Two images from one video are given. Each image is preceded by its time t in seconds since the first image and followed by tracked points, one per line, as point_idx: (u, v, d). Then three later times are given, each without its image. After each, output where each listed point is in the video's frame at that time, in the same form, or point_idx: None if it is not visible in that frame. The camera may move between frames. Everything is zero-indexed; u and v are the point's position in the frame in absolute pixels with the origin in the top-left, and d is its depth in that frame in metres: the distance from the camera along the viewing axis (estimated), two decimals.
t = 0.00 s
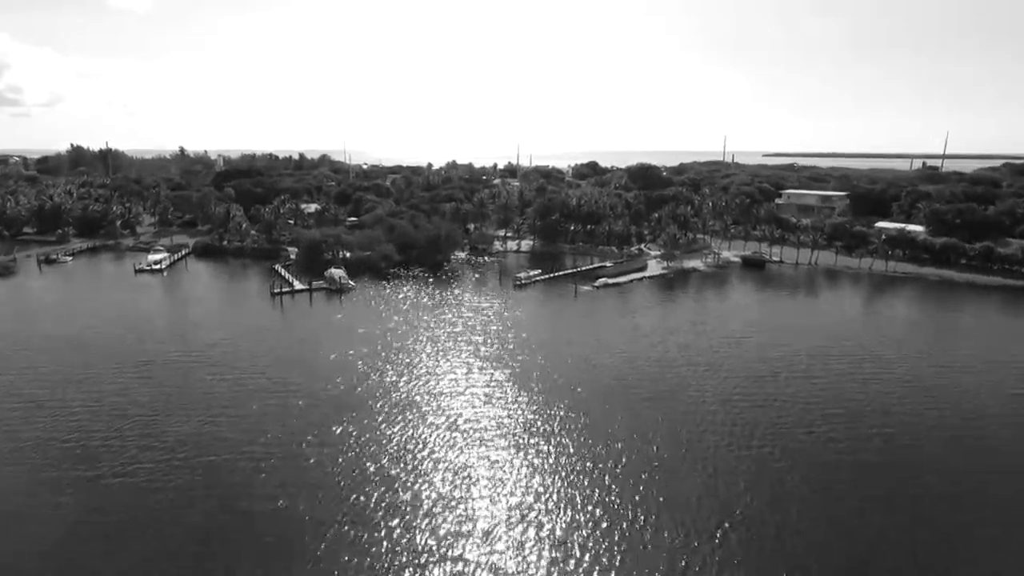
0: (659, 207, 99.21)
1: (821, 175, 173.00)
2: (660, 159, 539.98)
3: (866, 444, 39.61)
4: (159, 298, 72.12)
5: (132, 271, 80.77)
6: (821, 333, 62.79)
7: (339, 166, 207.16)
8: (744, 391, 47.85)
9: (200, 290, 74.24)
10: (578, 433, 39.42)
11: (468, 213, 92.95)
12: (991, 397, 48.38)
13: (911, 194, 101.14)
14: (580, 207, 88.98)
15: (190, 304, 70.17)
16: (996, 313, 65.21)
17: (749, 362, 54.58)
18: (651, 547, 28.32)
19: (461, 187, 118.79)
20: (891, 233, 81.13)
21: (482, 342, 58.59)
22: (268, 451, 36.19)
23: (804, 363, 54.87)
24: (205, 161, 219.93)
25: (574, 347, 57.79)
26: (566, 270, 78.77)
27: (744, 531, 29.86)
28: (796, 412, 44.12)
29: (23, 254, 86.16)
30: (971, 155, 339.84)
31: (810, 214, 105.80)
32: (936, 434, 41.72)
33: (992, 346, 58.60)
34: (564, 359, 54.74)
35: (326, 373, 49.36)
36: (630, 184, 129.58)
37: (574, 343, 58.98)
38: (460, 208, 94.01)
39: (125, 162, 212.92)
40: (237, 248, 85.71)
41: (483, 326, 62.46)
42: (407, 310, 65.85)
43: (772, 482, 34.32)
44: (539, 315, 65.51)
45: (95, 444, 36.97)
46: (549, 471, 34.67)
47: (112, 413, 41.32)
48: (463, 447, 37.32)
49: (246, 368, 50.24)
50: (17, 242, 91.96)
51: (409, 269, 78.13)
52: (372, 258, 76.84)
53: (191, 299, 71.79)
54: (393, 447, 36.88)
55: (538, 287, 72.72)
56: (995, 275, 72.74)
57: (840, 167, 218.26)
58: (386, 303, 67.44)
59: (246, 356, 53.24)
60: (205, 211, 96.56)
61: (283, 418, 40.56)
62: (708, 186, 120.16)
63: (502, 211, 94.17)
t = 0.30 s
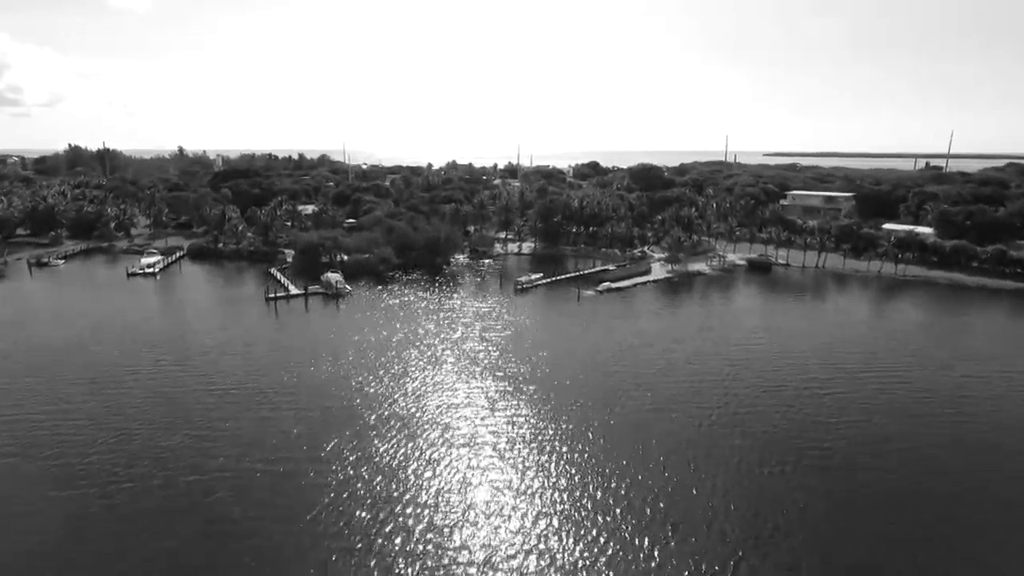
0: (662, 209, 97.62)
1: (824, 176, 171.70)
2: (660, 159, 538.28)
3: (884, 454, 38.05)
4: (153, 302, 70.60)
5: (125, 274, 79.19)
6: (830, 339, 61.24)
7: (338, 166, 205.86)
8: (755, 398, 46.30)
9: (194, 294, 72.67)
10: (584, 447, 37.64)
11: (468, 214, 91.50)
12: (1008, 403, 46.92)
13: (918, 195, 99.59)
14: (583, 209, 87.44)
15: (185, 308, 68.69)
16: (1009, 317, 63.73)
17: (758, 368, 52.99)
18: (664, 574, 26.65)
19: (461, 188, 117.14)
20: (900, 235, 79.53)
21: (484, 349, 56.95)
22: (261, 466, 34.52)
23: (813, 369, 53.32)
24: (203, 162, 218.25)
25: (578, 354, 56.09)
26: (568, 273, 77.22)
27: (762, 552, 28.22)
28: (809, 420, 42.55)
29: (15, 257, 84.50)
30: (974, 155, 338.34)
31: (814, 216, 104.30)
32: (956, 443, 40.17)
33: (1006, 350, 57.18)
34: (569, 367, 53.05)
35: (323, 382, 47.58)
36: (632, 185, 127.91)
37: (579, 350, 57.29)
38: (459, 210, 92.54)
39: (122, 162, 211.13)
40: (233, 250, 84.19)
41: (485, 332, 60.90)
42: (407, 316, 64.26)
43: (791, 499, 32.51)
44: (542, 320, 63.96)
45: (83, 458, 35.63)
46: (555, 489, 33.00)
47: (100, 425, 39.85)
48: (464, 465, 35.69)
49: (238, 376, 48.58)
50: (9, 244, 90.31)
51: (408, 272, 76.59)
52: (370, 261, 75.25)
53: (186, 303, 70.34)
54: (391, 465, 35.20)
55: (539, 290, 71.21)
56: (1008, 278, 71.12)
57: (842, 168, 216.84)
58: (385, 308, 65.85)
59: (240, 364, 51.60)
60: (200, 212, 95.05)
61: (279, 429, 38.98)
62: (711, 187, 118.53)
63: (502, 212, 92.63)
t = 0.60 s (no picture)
0: (665, 210, 95.78)
1: (827, 175, 169.59)
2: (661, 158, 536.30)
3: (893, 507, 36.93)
4: (146, 307, 68.91)
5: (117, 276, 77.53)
6: (839, 347, 59.75)
7: (337, 165, 203.98)
8: (760, 437, 45.03)
9: (188, 298, 71.05)
10: (588, 471, 36.16)
11: (468, 216, 89.85)
12: None
13: (925, 195, 97.97)
14: (585, 211, 85.66)
15: (178, 314, 66.98)
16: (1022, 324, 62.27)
17: (765, 391, 51.58)
18: None
19: (461, 188, 115.27)
20: (909, 237, 77.99)
21: (484, 359, 55.18)
22: (250, 490, 32.95)
23: (821, 391, 51.94)
24: (201, 160, 216.30)
25: (581, 368, 54.48)
26: (570, 276, 75.65)
27: None
28: (816, 466, 41.33)
29: (6, 259, 82.84)
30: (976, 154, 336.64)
31: (820, 217, 102.50)
32: (969, 490, 39.01)
33: (1020, 361, 55.66)
34: (571, 383, 51.42)
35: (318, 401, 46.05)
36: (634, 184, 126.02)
37: (581, 362, 55.61)
38: (459, 211, 90.89)
39: (118, 161, 209.00)
40: (228, 253, 82.48)
41: (485, 340, 59.09)
42: (404, 322, 62.41)
43: (799, 553, 31.39)
44: (543, 327, 62.19)
45: (64, 477, 34.04)
46: (560, 517, 31.50)
47: (83, 441, 38.16)
48: (462, 488, 34.11)
49: (231, 405, 47.33)
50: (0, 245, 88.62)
51: (407, 275, 75.03)
52: (368, 264, 73.68)
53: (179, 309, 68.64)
54: (386, 486, 33.61)
55: (541, 294, 69.65)
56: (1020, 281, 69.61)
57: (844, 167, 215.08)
58: (382, 314, 63.99)
59: (233, 385, 50.30)
60: (195, 214, 93.40)
61: (267, 446, 37.22)
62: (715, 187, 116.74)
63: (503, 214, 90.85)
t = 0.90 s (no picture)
0: (669, 210, 94.10)
1: (832, 174, 167.74)
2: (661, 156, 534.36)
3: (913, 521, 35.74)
4: (138, 310, 67.23)
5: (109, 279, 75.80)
6: (849, 354, 58.06)
7: (335, 165, 202.12)
8: (771, 444, 43.67)
9: (180, 302, 69.32)
10: (595, 514, 35.09)
11: (467, 216, 88.05)
12: None
13: (934, 195, 96.14)
14: (588, 212, 83.98)
15: (171, 317, 65.39)
16: None
17: (776, 399, 50.10)
18: None
19: (460, 189, 113.40)
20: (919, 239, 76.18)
21: (485, 368, 53.74)
22: (239, 548, 31.74)
23: (833, 398, 50.54)
24: (197, 160, 213.87)
25: (585, 375, 52.85)
26: (572, 279, 73.94)
27: None
28: (833, 477, 39.95)
29: None
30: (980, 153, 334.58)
31: (826, 217, 100.86)
32: (991, 502, 37.73)
33: None
34: (577, 392, 49.88)
35: (316, 424, 44.85)
36: (636, 185, 124.18)
37: (586, 368, 54.01)
38: (459, 211, 89.09)
39: (114, 160, 206.93)
40: (224, 256, 80.88)
41: (486, 345, 57.53)
42: (403, 327, 60.82)
43: None
44: (545, 332, 60.46)
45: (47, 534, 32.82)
46: None
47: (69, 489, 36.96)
48: (459, 542, 32.78)
49: (227, 417, 45.91)
50: None
51: (405, 278, 73.34)
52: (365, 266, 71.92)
53: (173, 310, 67.11)
54: (380, 543, 32.30)
55: (543, 298, 67.93)
56: None
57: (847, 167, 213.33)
58: (379, 318, 62.37)
59: (229, 397, 48.83)
60: (190, 215, 91.67)
61: (264, 498, 36.21)
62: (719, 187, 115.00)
63: (503, 214, 88.30)
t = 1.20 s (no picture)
0: (672, 211, 92.35)
1: (835, 173, 166.09)
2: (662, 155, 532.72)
3: (936, 540, 34.17)
4: (130, 314, 65.53)
5: (99, 281, 74.08)
6: (859, 360, 56.52)
7: (334, 164, 200.39)
8: (783, 457, 42.03)
9: (172, 306, 67.59)
10: (601, 534, 33.56)
11: (467, 216, 86.38)
12: None
13: (942, 196, 94.49)
14: (591, 213, 82.21)
15: (164, 321, 63.71)
16: None
17: (787, 408, 48.46)
18: None
19: (460, 189, 111.48)
20: (929, 241, 74.48)
21: (487, 375, 52.07)
22: None
23: (846, 407, 48.89)
24: (195, 159, 211.59)
25: (588, 382, 51.15)
26: (574, 282, 72.31)
27: None
28: (850, 491, 38.37)
29: None
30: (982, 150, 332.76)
31: (832, 217, 99.12)
32: (1011, 518, 36.30)
33: None
34: (582, 401, 48.18)
35: (311, 435, 43.11)
36: (639, 185, 122.29)
37: (590, 375, 52.26)
38: (458, 211, 87.45)
39: (112, 159, 205.34)
40: (219, 258, 79.22)
41: (488, 351, 55.85)
42: (401, 331, 59.13)
43: None
44: (547, 337, 58.75)
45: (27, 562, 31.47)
46: None
47: (52, 510, 35.63)
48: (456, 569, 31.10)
49: (218, 428, 44.26)
50: None
51: (404, 281, 71.76)
52: (363, 269, 70.32)
53: (166, 314, 65.42)
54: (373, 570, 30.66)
55: (544, 301, 66.35)
56: None
57: (850, 165, 211.32)
58: (377, 323, 60.65)
59: (222, 407, 47.19)
60: (185, 215, 90.11)
61: (257, 519, 34.66)
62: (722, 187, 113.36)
63: (503, 215, 86.16)
